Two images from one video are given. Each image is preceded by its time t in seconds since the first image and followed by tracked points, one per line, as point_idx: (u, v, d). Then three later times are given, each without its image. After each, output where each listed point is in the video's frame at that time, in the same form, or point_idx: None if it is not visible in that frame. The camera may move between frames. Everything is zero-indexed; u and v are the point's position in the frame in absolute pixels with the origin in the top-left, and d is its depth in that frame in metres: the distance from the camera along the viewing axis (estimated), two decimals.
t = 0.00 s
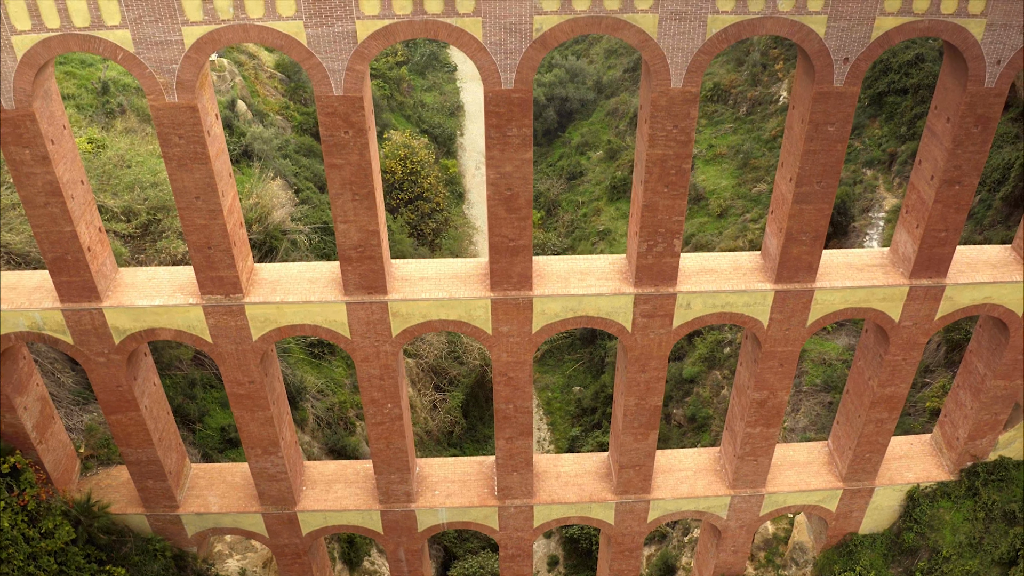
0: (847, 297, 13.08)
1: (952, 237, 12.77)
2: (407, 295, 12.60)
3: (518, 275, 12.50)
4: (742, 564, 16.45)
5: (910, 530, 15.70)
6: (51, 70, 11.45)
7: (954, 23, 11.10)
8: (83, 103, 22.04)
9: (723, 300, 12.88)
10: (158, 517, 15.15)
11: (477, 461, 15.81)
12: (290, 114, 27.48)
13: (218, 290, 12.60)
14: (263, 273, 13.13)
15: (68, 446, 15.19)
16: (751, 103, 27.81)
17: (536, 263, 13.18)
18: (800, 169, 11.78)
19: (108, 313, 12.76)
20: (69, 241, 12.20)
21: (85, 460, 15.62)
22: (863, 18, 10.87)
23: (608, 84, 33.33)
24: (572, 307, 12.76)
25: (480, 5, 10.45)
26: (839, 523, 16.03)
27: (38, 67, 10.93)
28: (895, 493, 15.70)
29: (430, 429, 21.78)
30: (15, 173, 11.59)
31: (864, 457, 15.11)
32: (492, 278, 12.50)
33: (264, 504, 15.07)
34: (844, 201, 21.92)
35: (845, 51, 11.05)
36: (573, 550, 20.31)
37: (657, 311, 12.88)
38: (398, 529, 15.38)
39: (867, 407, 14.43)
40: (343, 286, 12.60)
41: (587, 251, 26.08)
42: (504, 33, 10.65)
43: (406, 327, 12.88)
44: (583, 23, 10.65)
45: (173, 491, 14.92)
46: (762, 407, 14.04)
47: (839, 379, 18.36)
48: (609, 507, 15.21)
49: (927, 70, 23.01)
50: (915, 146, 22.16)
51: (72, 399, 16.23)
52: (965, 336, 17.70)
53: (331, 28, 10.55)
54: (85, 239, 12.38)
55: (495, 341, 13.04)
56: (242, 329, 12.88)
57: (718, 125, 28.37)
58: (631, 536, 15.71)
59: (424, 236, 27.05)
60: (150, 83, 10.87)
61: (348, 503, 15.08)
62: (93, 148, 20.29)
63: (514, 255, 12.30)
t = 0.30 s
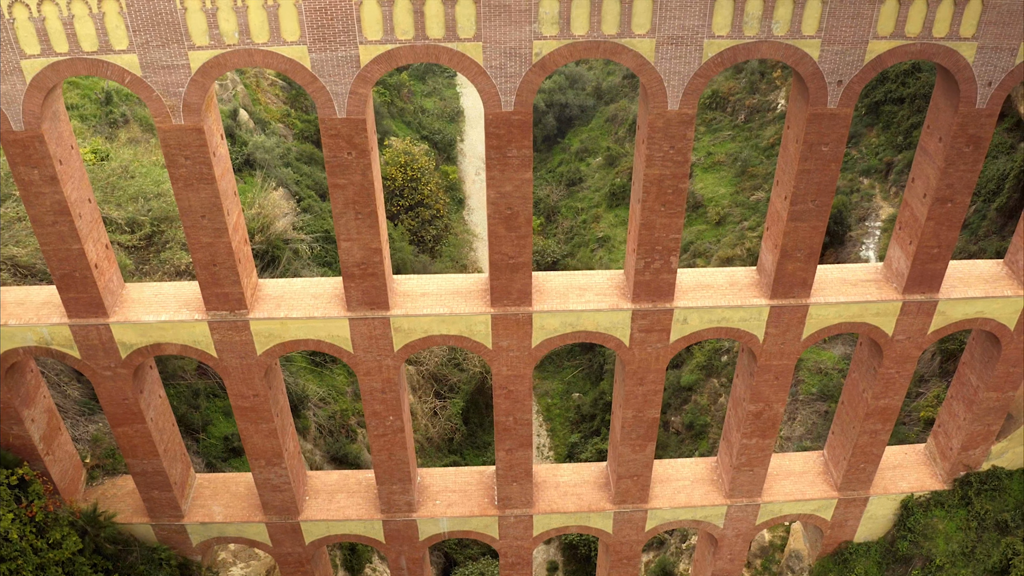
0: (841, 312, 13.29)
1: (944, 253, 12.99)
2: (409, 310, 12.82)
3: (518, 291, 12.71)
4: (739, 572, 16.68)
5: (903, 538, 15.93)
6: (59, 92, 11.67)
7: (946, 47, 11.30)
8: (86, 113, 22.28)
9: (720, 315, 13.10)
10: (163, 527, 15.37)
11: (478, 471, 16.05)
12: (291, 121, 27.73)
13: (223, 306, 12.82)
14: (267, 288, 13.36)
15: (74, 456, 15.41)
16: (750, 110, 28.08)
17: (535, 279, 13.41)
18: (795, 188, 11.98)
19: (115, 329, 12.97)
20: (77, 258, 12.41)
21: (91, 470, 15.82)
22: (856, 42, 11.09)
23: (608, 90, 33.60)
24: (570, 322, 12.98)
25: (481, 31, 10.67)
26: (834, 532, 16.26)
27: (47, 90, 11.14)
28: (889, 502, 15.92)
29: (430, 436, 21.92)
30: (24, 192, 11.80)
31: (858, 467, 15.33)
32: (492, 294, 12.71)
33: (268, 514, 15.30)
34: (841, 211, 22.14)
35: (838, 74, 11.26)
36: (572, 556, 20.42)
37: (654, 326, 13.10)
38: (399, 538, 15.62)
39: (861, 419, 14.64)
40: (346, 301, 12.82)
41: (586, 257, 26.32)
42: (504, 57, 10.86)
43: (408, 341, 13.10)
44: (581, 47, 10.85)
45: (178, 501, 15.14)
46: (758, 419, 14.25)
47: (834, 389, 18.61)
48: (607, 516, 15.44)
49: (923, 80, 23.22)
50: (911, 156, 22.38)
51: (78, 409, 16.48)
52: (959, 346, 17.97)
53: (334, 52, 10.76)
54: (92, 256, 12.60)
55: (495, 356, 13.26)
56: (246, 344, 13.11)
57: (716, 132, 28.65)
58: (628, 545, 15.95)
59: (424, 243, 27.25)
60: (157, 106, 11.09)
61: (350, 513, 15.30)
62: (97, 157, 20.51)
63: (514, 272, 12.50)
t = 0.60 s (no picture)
0: (834, 325, 13.50)
1: (935, 268, 13.20)
2: (408, 324, 13.04)
3: (516, 306, 12.91)
4: None
5: (897, 546, 16.17)
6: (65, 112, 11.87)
7: (936, 67, 11.50)
8: (88, 123, 22.64)
9: (714, 329, 13.31)
10: (166, 535, 15.60)
11: (477, 480, 16.27)
12: (291, 128, 27.99)
13: (226, 320, 13.02)
14: (269, 302, 13.58)
15: (79, 465, 15.64)
16: (747, 117, 28.54)
17: (533, 293, 13.63)
18: (788, 205, 12.16)
19: (120, 342, 13.19)
20: (82, 274, 12.61)
21: (95, 479, 16.07)
22: (848, 63, 11.28)
23: (606, 97, 34.01)
24: (567, 336, 13.18)
25: (479, 53, 10.87)
26: (828, 539, 16.48)
27: (53, 110, 11.34)
28: (883, 510, 16.13)
29: (430, 442, 22.18)
30: (30, 210, 11.98)
31: (852, 476, 15.55)
32: (491, 309, 12.92)
33: (270, 522, 15.52)
34: (836, 220, 22.30)
35: (830, 94, 11.46)
36: (570, 562, 20.62)
37: (650, 339, 13.32)
38: (400, 546, 15.84)
39: (855, 429, 14.84)
40: (347, 315, 13.02)
41: (585, 263, 26.54)
42: (502, 79, 11.06)
43: (408, 355, 13.32)
44: (577, 69, 11.05)
45: (181, 510, 15.36)
46: (752, 429, 14.46)
47: (829, 397, 18.84)
48: (604, 525, 15.66)
49: (918, 89, 23.38)
50: (906, 164, 22.56)
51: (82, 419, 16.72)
52: (952, 355, 18.22)
53: (335, 75, 10.97)
54: (97, 271, 12.80)
55: (493, 368, 13.47)
56: (249, 357, 13.32)
57: (713, 139, 29.04)
58: (625, 553, 16.20)
59: (424, 250, 27.42)
60: (161, 126, 11.29)
61: (351, 521, 15.52)
62: (99, 167, 20.69)
63: (512, 287, 12.70)
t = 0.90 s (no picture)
0: (831, 339, 13.67)
1: (931, 283, 13.36)
2: (411, 338, 13.22)
3: (518, 321, 13.09)
4: None
5: (894, 555, 16.34)
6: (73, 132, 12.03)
7: (932, 88, 11.66)
8: (93, 132, 22.91)
9: (713, 343, 13.47)
10: (172, 545, 15.78)
11: (478, 490, 16.46)
12: (293, 136, 28.19)
13: (231, 335, 13.20)
14: (274, 317, 13.77)
15: (85, 476, 15.83)
16: (747, 125, 28.98)
17: (535, 307, 13.82)
18: (785, 223, 12.33)
19: (127, 356, 13.35)
20: (90, 290, 12.77)
21: (101, 489, 16.20)
22: (845, 84, 11.45)
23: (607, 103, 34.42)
24: (568, 350, 13.35)
25: (481, 76, 11.04)
26: (826, 548, 16.65)
27: (61, 131, 11.49)
28: (879, 520, 16.30)
29: (432, 449, 22.23)
30: (39, 228, 12.13)
31: (850, 486, 15.72)
32: (493, 324, 13.10)
33: (275, 532, 15.70)
34: (835, 229, 22.38)
35: (827, 115, 11.64)
36: (571, 570, 20.75)
37: (650, 353, 13.50)
38: (402, 556, 16.02)
39: (852, 440, 15.01)
40: (351, 331, 13.20)
41: (586, 269, 26.73)
42: (504, 101, 11.22)
43: (411, 369, 13.50)
44: (578, 91, 11.23)
45: (186, 520, 15.54)
46: (751, 441, 14.63)
47: (828, 406, 19.06)
48: (605, 534, 15.84)
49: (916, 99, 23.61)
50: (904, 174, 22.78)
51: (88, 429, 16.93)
52: (949, 365, 18.46)
53: (340, 96, 11.14)
54: (105, 287, 12.97)
55: (495, 382, 13.65)
56: (254, 371, 13.50)
57: (713, 146, 29.42)
58: (625, 562, 16.39)
59: (425, 257, 27.52)
60: (168, 146, 11.46)
61: (354, 531, 15.70)
62: (104, 177, 20.79)
63: (514, 302, 12.87)
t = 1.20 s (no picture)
0: (828, 351, 13.83)
1: (926, 296, 13.51)
2: (413, 351, 13.38)
3: (517, 334, 13.24)
4: None
5: (889, 562, 16.55)
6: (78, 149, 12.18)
7: (927, 106, 11.81)
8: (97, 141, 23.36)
9: (711, 355, 13.64)
10: (176, 553, 15.94)
11: (479, 498, 16.64)
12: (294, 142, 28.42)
13: (235, 348, 13.36)
14: (277, 330, 13.95)
15: (89, 484, 16.00)
16: (745, 131, 29.27)
17: (535, 320, 13.99)
18: (782, 238, 12.48)
19: (131, 368, 13.52)
20: (95, 304, 12.92)
21: (105, 497, 16.40)
22: (840, 103, 11.61)
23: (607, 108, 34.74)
24: (567, 362, 13.51)
25: (482, 95, 11.19)
26: (823, 556, 16.83)
27: (67, 149, 11.63)
28: (875, 528, 16.47)
29: (432, 454, 22.48)
30: (44, 243, 12.28)
31: (846, 495, 15.89)
32: (493, 337, 13.27)
33: (277, 541, 15.88)
34: (833, 237, 22.59)
35: (823, 132, 11.79)
36: None
37: (648, 365, 13.66)
38: (404, 564, 16.20)
39: (848, 450, 15.18)
40: (353, 343, 13.37)
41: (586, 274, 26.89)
42: (504, 119, 11.38)
43: (412, 381, 13.67)
44: (577, 110, 11.38)
45: (190, 529, 15.71)
46: (748, 450, 14.79)
47: (825, 414, 19.25)
48: (604, 542, 16.01)
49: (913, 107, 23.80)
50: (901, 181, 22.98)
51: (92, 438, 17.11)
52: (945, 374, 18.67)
53: (342, 115, 11.29)
54: (110, 301, 13.13)
55: (495, 394, 13.82)
56: (258, 383, 13.67)
57: (712, 152, 29.70)
58: (624, 569, 16.57)
59: (425, 262, 27.68)
60: (172, 164, 11.62)
61: (356, 539, 15.87)
62: (106, 187, 21.02)
63: (514, 316, 13.03)
